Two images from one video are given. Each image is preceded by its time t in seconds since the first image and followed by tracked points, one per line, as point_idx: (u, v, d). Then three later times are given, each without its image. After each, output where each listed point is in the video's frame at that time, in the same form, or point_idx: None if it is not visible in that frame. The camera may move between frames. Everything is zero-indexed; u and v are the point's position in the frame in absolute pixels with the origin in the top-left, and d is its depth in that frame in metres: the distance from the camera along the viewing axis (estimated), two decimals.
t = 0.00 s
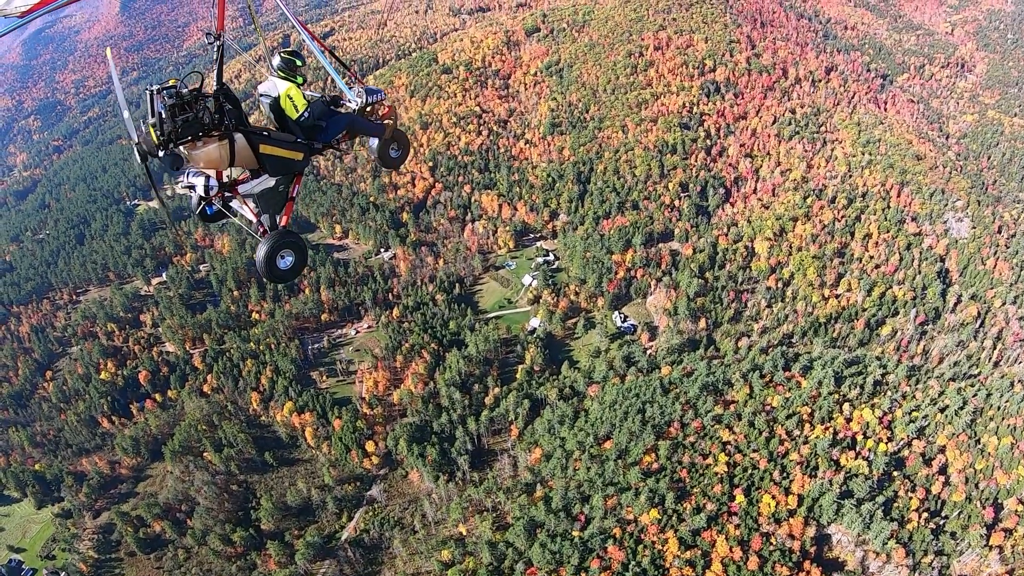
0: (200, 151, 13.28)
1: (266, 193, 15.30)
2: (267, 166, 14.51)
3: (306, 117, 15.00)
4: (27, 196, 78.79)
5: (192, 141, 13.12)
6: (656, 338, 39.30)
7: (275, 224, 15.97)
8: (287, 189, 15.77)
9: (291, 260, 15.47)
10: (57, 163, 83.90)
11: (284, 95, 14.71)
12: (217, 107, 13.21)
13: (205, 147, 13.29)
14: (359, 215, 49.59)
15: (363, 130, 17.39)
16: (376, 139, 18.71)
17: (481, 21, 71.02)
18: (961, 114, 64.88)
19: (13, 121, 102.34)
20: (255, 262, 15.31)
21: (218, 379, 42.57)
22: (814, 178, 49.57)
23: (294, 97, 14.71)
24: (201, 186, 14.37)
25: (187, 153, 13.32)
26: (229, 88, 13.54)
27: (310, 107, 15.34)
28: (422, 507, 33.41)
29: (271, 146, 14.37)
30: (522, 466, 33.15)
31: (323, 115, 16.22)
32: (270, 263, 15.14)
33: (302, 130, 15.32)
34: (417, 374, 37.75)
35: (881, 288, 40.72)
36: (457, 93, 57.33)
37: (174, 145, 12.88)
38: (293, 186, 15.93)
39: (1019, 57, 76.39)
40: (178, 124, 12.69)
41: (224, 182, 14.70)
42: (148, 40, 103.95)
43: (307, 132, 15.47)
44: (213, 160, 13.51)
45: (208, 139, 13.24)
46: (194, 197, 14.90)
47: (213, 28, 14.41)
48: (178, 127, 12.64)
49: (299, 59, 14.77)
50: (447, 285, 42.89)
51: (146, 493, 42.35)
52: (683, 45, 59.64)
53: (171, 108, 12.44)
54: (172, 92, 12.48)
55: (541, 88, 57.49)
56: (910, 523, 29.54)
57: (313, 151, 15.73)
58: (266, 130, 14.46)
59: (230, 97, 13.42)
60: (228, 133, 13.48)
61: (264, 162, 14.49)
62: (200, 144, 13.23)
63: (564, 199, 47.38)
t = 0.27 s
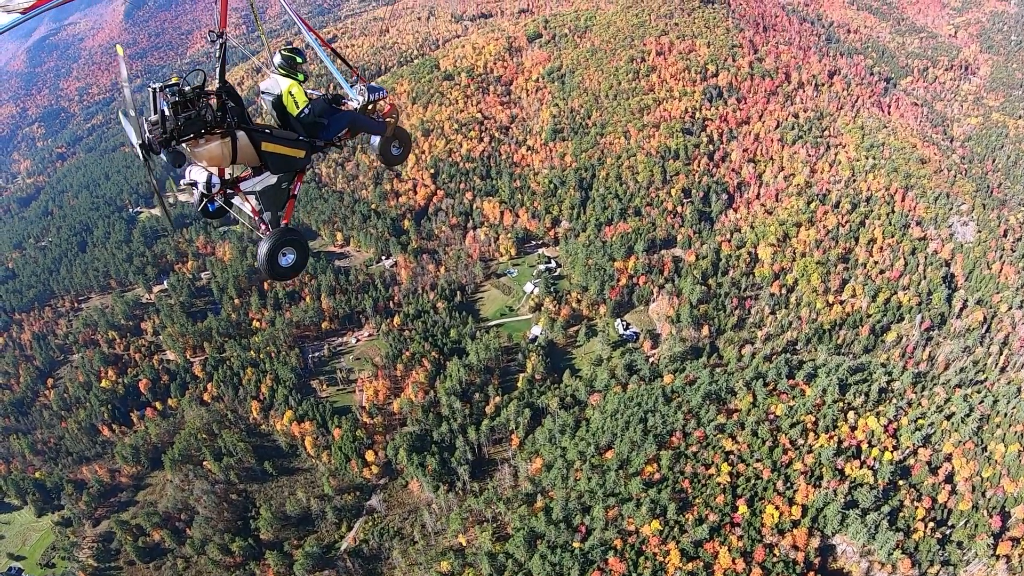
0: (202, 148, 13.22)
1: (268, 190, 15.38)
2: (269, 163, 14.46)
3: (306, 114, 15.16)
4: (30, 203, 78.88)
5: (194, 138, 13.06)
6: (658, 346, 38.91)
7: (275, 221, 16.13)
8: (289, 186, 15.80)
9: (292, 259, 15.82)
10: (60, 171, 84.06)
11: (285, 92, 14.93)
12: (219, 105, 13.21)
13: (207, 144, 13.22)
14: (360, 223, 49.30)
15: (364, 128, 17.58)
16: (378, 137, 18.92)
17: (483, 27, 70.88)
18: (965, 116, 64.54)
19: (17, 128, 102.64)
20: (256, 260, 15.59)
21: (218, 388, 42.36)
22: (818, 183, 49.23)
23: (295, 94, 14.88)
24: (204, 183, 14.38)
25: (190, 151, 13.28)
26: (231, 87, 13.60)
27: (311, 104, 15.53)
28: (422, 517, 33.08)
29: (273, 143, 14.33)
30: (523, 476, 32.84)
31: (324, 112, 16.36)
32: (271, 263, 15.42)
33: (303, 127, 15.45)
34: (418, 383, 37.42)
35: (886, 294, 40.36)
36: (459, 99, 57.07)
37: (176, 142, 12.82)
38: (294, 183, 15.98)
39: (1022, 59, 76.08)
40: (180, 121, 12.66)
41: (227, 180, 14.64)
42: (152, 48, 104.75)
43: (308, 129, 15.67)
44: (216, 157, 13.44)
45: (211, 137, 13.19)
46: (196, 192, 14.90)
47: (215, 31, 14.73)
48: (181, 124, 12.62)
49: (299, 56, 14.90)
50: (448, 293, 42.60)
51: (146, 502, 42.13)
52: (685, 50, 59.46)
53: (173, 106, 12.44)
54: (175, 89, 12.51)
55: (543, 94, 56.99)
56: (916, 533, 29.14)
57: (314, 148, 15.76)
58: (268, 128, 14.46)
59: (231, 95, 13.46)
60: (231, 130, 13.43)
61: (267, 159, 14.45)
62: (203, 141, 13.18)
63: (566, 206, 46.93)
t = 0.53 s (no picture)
0: (208, 149, 13.14)
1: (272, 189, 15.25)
2: (273, 162, 14.37)
3: (308, 112, 14.86)
4: (31, 213, 78.92)
5: (199, 139, 13.01)
6: (659, 352, 38.42)
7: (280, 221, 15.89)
8: (292, 186, 15.65)
9: (298, 257, 15.38)
10: (61, 180, 84.13)
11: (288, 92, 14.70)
12: (223, 105, 13.20)
13: (212, 144, 13.16)
14: (359, 230, 48.97)
15: (368, 127, 17.03)
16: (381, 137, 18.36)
17: (482, 32, 70.44)
18: (966, 115, 64.21)
19: (18, 138, 102.96)
20: (261, 259, 15.19)
21: (217, 398, 42.09)
22: (819, 185, 48.83)
23: (298, 94, 14.62)
24: (207, 183, 14.10)
25: (195, 151, 13.22)
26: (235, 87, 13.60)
27: (313, 103, 15.17)
28: (422, 527, 32.75)
29: (277, 143, 14.28)
30: (523, 485, 32.45)
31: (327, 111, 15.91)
32: (276, 260, 14.99)
33: (306, 127, 15.22)
34: (417, 392, 37.06)
35: (889, 296, 39.96)
36: (458, 105, 56.64)
37: (181, 142, 12.79)
38: (298, 183, 15.82)
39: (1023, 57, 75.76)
40: (185, 122, 12.64)
41: (231, 179, 14.50)
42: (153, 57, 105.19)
43: (311, 130, 15.33)
44: (221, 157, 13.35)
45: (215, 137, 13.14)
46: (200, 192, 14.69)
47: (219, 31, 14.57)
48: (186, 125, 12.59)
49: (304, 56, 14.71)
50: (448, 300, 42.25)
51: (146, 513, 41.85)
52: (684, 53, 59.18)
53: (178, 107, 12.40)
54: (179, 90, 12.45)
55: (543, 99, 56.70)
56: (922, 539, 28.68)
57: (317, 147, 15.62)
58: (272, 128, 14.40)
59: (235, 96, 13.43)
60: (235, 130, 13.39)
61: (271, 158, 14.39)
62: (207, 141, 13.12)
63: (566, 211, 46.50)
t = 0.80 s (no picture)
0: (209, 150, 12.67)
1: (274, 190, 14.85)
2: (275, 163, 13.94)
3: (310, 113, 14.47)
4: (29, 225, 78.72)
5: (201, 139, 12.54)
6: (659, 357, 38.07)
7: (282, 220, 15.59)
8: (294, 186, 15.21)
9: (300, 259, 15.57)
10: (59, 192, 83.95)
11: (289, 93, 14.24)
12: (225, 106, 12.74)
13: (214, 146, 12.66)
14: (357, 238, 48.61)
15: (369, 128, 16.55)
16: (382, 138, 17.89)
17: (478, 37, 70.04)
18: (965, 113, 63.92)
19: (16, 149, 102.74)
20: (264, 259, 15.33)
21: (216, 409, 41.84)
22: (818, 186, 48.52)
23: (299, 94, 14.20)
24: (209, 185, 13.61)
25: (196, 152, 12.72)
26: (236, 88, 13.15)
27: (315, 103, 14.76)
28: (422, 538, 32.45)
29: (279, 144, 13.86)
30: (522, 493, 32.11)
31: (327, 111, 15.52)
32: (279, 264, 15.17)
33: (307, 127, 14.78)
34: (415, 401, 36.79)
35: (891, 296, 39.62)
36: (455, 112, 56.31)
37: (182, 143, 12.28)
38: (299, 183, 15.39)
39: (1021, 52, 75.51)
40: (187, 123, 12.13)
41: (233, 180, 14.08)
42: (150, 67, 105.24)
43: (312, 130, 14.90)
44: (223, 159, 12.88)
45: (217, 138, 12.68)
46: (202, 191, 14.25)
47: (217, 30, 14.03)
48: (188, 126, 12.08)
49: (305, 56, 14.51)
50: (446, 308, 42.04)
51: (145, 525, 41.58)
52: (680, 55, 58.95)
53: (180, 107, 11.88)
54: (181, 91, 11.95)
55: (539, 104, 56.46)
56: (927, 543, 28.21)
57: (318, 149, 15.22)
58: (273, 129, 13.95)
59: (236, 96, 13.00)
60: (237, 131, 12.94)
61: (273, 160, 13.96)
62: (209, 143, 12.64)
63: (564, 217, 46.23)
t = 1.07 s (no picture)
0: (209, 152, 12.70)
1: (275, 192, 14.61)
2: (276, 166, 13.93)
3: (311, 115, 14.43)
4: (27, 237, 78.54)
5: (201, 142, 12.58)
6: (658, 362, 37.76)
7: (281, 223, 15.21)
8: (295, 189, 15.08)
9: (301, 261, 15.06)
10: (57, 203, 83.79)
11: (289, 96, 14.17)
12: (225, 109, 12.78)
13: (214, 148, 12.71)
14: (353, 247, 48.34)
15: (369, 130, 16.51)
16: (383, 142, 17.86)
17: (473, 43, 69.73)
18: (963, 110, 63.64)
19: (13, 161, 102.53)
20: (264, 262, 14.76)
21: (213, 420, 41.62)
22: (816, 187, 48.25)
23: (299, 95, 14.18)
24: (210, 187, 13.34)
25: (196, 155, 12.75)
26: (237, 91, 13.19)
27: (315, 106, 14.71)
28: (420, 548, 32.23)
29: (279, 147, 13.83)
30: (521, 502, 31.79)
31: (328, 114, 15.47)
32: (281, 264, 14.60)
33: (308, 129, 14.71)
34: (413, 410, 36.63)
35: (890, 297, 39.41)
36: (450, 118, 56.13)
37: (183, 146, 12.36)
38: (300, 186, 15.25)
39: (1018, 48, 75.33)
40: (187, 125, 12.21)
41: (234, 183, 13.92)
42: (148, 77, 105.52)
43: (313, 132, 14.85)
44: (223, 161, 12.94)
45: (217, 140, 12.73)
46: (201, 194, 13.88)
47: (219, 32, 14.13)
48: (188, 128, 12.16)
49: (303, 59, 14.46)
50: (443, 315, 41.70)
51: (142, 538, 41.30)
52: (676, 58, 58.74)
53: (180, 110, 11.97)
54: (181, 94, 11.98)
55: (535, 109, 56.25)
56: (931, 546, 27.82)
57: (319, 151, 15.11)
58: (274, 131, 13.95)
59: (236, 98, 13.01)
60: (237, 134, 13.00)
61: (273, 162, 13.95)
62: (209, 145, 12.69)
63: (560, 222, 46.07)
